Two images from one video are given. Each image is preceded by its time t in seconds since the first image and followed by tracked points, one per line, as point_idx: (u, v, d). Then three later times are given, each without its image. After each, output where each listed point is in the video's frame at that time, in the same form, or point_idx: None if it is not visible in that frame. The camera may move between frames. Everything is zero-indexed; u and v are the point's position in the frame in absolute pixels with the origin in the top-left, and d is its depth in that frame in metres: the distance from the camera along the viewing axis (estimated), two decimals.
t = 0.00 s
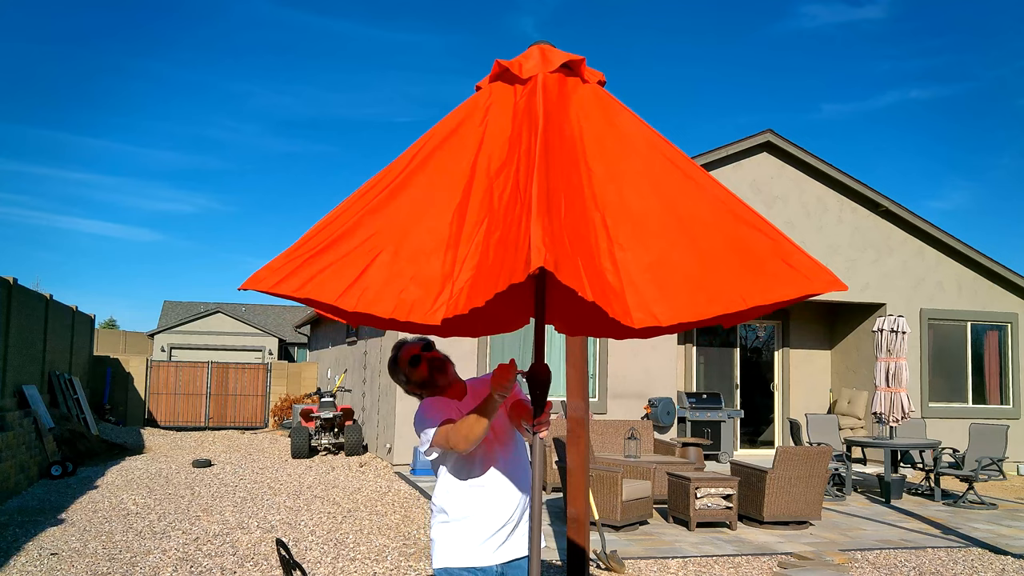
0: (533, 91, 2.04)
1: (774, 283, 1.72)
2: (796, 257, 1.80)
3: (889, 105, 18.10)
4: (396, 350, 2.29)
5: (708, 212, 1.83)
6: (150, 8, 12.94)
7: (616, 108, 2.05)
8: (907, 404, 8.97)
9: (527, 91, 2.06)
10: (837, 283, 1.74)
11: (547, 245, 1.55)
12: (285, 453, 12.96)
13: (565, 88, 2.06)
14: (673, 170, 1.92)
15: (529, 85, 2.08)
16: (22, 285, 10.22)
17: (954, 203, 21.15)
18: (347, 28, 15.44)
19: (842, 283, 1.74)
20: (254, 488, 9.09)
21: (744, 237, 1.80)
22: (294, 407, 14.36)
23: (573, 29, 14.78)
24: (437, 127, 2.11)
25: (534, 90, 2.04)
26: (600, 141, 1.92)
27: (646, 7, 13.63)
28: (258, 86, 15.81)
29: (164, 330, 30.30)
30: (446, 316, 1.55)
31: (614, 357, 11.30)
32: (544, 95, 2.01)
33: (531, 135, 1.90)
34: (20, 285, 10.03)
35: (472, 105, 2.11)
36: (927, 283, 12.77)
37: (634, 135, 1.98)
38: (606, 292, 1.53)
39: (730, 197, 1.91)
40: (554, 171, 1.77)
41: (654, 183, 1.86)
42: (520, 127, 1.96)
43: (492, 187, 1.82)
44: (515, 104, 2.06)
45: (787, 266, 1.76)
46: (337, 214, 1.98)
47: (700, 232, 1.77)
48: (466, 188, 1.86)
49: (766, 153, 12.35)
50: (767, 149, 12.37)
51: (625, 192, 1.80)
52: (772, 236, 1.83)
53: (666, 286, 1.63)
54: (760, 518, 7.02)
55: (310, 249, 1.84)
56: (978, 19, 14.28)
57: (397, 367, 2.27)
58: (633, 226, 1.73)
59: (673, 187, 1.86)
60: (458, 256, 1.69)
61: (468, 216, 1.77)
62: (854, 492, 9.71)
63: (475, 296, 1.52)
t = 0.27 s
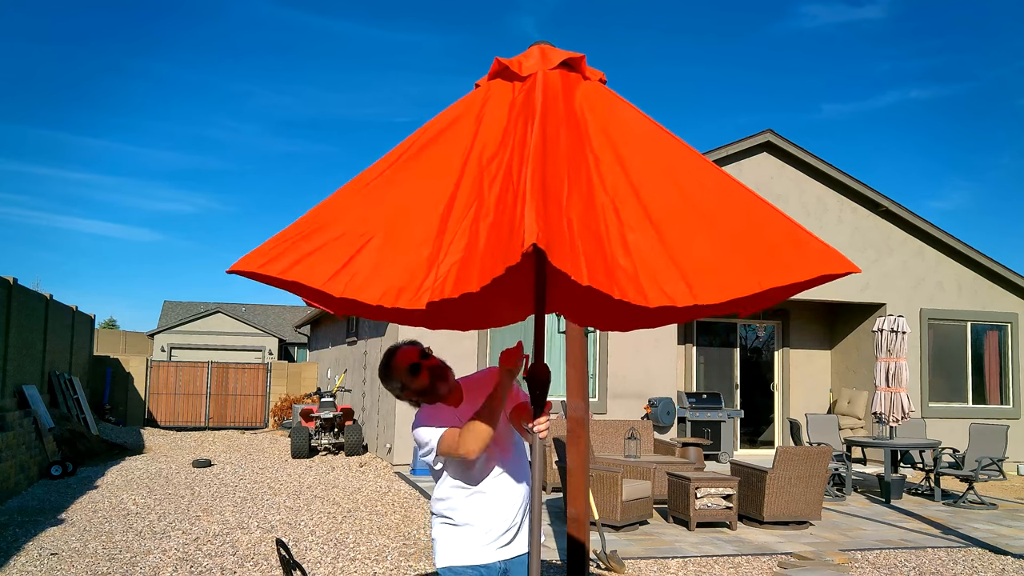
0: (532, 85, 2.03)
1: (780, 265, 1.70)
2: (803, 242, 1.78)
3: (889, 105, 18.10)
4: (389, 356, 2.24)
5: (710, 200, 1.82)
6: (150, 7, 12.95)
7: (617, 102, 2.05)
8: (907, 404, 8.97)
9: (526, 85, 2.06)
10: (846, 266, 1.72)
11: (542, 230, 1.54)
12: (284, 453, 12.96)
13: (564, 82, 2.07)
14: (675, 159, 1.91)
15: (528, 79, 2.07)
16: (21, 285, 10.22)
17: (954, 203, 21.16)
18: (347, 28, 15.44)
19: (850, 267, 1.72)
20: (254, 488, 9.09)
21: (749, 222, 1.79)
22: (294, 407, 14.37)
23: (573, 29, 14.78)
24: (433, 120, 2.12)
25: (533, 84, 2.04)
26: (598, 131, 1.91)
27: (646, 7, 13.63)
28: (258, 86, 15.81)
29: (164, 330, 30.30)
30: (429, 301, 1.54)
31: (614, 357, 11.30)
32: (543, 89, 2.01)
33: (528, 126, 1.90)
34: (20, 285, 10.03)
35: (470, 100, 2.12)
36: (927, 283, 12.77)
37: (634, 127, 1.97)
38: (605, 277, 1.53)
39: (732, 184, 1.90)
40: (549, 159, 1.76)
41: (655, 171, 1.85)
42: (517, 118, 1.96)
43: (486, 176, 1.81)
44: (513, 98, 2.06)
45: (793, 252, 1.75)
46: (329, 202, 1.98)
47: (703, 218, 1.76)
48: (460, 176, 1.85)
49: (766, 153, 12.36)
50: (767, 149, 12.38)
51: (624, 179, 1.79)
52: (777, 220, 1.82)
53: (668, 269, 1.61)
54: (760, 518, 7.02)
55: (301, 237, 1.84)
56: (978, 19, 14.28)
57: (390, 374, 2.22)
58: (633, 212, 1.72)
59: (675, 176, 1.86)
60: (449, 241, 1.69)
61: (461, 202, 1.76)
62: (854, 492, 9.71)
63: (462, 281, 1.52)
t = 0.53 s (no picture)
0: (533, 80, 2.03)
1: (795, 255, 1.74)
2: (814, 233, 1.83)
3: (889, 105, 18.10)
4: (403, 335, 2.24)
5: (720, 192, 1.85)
6: (149, 6, 12.94)
7: (619, 99, 2.06)
8: (907, 404, 8.97)
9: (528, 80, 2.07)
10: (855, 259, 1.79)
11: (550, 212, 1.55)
12: (284, 453, 12.96)
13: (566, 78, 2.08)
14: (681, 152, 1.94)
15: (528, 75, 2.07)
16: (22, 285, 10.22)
17: (955, 203, 21.15)
18: (347, 28, 15.44)
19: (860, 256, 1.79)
20: (254, 488, 9.09)
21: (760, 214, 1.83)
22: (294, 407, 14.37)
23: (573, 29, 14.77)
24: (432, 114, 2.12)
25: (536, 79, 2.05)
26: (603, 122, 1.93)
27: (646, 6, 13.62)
28: (258, 85, 15.83)
29: (164, 330, 30.30)
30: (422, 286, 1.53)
31: (614, 357, 11.30)
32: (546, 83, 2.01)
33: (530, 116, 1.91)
34: (19, 285, 10.04)
35: (469, 97, 2.12)
36: (927, 283, 12.77)
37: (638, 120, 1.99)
38: (619, 261, 1.53)
39: (739, 176, 1.93)
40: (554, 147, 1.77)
41: (662, 161, 1.87)
42: (518, 109, 1.96)
43: (484, 165, 1.81)
44: (512, 92, 2.05)
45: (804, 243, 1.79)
46: (321, 193, 1.98)
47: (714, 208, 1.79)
48: (458, 168, 1.85)
49: (766, 153, 12.36)
50: (767, 149, 12.38)
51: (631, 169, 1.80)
52: (786, 213, 1.86)
53: (684, 255, 1.63)
54: (760, 518, 7.02)
55: (292, 228, 1.86)
56: (978, 19, 14.28)
57: (400, 358, 2.21)
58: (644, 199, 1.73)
59: (683, 167, 1.88)
60: (442, 229, 1.68)
61: (459, 191, 1.77)
62: (854, 492, 9.71)
63: (465, 257, 1.53)
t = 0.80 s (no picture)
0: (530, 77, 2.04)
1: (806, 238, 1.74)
2: (822, 218, 1.84)
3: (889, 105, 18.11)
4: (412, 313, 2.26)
5: (724, 182, 1.86)
6: (150, 6, 12.95)
7: (617, 94, 2.06)
8: (907, 404, 8.97)
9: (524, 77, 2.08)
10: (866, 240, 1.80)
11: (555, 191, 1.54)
12: (284, 453, 12.96)
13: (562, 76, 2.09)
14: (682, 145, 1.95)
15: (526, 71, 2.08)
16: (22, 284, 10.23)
17: (955, 203, 21.15)
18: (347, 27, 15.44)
19: (873, 236, 1.80)
20: (254, 488, 9.09)
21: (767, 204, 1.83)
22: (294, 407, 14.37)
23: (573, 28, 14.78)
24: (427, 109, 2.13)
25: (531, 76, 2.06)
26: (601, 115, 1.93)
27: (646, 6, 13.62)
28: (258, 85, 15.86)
29: (163, 330, 30.31)
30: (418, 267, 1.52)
31: (614, 357, 11.31)
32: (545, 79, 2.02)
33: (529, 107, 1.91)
34: (20, 285, 10.04)
35: (466, 93, 2.12)
36: (927, 283, 12.77)
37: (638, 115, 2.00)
38: (629, 241, 1.52)
39: (738, 167, 1.94)
40: (555, 134, 1.76)
41: (663, 152, 1.87)
42: (514, 102, 1.97)
43: (481, 154, 1.81)
44: (510, 86, 2.05)
45: (811, 227, 1.80)
46: (317, 182, 1.98)
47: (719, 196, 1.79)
48: (455, 156, 1.85)
49: (766, 153, 12.37)
50: (767, 149, 12.40)
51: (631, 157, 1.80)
52: (793, 200, 1.87)
53: (693, 237, 1.63)
54: (760, 518, 7.02)
55: (286, 215, 1.85)
56: (978, 18, 14.29)
57: (409, 330, 2.25)
58: (649, 185, 1.73)
59: (684, 157, 1.88)
60: (438, 213, 1.67)
61: (456, 178, 1.76)
62: (854, 492, 9.71)
63: (462, 236, 1.51)
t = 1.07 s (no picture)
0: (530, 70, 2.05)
1: (815, 219, 1.75)
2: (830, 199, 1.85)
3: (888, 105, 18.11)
4: (423, 297, 2.30)
5: (730, 167, 1.87)
6: (150, 6, 12.95)
7: (615, 87, 2.06)
8: (907, 404, 8.97)
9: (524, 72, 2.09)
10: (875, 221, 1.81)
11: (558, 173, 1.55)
12: (284, 453, 12.96)
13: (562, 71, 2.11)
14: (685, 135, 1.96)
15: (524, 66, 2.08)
16: (22, 284, 10.24)
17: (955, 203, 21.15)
18: (348, 27, 15.45)
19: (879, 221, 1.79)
20: (254, 488, 9.09)
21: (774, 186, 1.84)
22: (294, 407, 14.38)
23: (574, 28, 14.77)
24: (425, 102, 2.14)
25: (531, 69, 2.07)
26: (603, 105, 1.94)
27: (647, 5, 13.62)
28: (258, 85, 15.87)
29: (163, 330, 30.32)
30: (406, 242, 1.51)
31: (614, 357, 11.32)
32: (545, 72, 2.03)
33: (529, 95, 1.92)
34: (20, 285, 10.05)
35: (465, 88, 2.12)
36: (927, 283, 12.77)
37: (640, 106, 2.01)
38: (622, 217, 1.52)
39: (736, 157, 1.93)
40: (557, 120, 1.77)
41: (666, 139, 1.88)
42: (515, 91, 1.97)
43: (474, 140, 1.80)
44: (508, 81, 2.06)
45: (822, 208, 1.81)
46: (309, 172, 1.98)
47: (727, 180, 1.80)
48: (448, 143, 1.85)
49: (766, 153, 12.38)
50: (767, 149, 12.40)
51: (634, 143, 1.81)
52: (802, 185, 1.88)
53: (696, 217, 1.63)
54: (760, 518, 7.02)
55: (276, 202, 1.86)
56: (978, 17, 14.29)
57: (418, 313, 2.28)
58: (656, 169, 1.74)
59: (688, 144, 1.90)
60: (426, 194, 1.67)
61: (447, 163, 1.76)
62: (854, 492, 9.71)
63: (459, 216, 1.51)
